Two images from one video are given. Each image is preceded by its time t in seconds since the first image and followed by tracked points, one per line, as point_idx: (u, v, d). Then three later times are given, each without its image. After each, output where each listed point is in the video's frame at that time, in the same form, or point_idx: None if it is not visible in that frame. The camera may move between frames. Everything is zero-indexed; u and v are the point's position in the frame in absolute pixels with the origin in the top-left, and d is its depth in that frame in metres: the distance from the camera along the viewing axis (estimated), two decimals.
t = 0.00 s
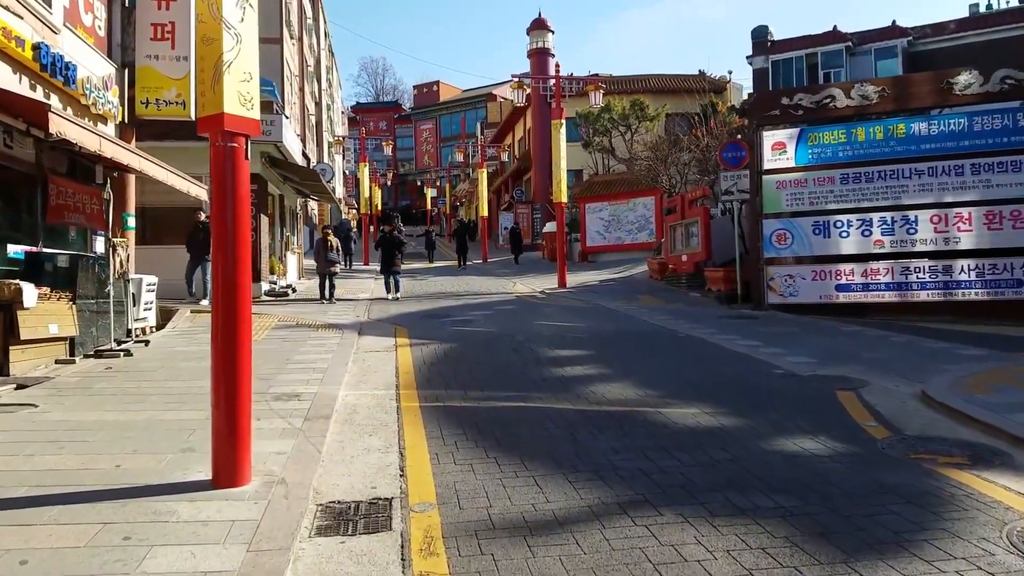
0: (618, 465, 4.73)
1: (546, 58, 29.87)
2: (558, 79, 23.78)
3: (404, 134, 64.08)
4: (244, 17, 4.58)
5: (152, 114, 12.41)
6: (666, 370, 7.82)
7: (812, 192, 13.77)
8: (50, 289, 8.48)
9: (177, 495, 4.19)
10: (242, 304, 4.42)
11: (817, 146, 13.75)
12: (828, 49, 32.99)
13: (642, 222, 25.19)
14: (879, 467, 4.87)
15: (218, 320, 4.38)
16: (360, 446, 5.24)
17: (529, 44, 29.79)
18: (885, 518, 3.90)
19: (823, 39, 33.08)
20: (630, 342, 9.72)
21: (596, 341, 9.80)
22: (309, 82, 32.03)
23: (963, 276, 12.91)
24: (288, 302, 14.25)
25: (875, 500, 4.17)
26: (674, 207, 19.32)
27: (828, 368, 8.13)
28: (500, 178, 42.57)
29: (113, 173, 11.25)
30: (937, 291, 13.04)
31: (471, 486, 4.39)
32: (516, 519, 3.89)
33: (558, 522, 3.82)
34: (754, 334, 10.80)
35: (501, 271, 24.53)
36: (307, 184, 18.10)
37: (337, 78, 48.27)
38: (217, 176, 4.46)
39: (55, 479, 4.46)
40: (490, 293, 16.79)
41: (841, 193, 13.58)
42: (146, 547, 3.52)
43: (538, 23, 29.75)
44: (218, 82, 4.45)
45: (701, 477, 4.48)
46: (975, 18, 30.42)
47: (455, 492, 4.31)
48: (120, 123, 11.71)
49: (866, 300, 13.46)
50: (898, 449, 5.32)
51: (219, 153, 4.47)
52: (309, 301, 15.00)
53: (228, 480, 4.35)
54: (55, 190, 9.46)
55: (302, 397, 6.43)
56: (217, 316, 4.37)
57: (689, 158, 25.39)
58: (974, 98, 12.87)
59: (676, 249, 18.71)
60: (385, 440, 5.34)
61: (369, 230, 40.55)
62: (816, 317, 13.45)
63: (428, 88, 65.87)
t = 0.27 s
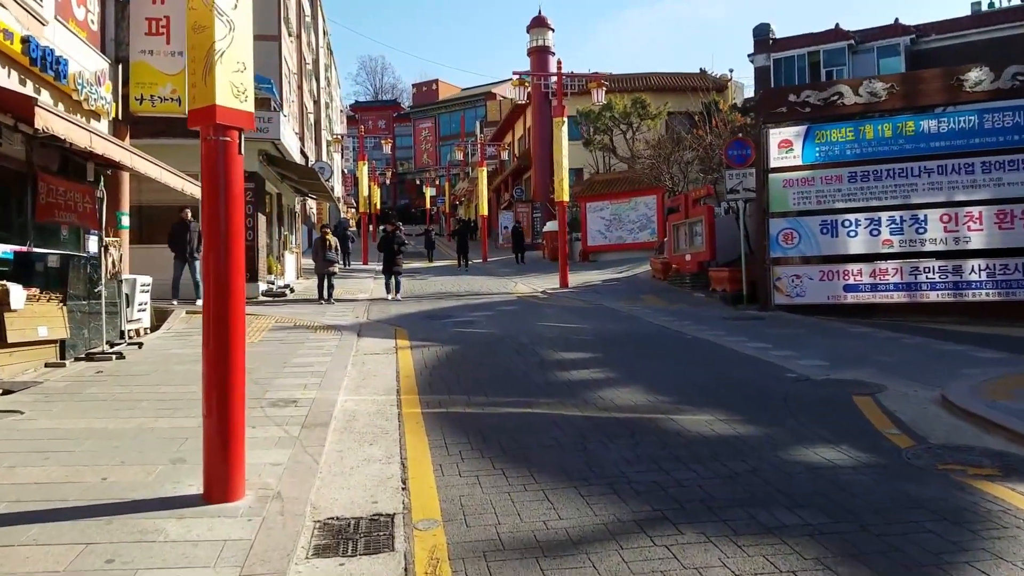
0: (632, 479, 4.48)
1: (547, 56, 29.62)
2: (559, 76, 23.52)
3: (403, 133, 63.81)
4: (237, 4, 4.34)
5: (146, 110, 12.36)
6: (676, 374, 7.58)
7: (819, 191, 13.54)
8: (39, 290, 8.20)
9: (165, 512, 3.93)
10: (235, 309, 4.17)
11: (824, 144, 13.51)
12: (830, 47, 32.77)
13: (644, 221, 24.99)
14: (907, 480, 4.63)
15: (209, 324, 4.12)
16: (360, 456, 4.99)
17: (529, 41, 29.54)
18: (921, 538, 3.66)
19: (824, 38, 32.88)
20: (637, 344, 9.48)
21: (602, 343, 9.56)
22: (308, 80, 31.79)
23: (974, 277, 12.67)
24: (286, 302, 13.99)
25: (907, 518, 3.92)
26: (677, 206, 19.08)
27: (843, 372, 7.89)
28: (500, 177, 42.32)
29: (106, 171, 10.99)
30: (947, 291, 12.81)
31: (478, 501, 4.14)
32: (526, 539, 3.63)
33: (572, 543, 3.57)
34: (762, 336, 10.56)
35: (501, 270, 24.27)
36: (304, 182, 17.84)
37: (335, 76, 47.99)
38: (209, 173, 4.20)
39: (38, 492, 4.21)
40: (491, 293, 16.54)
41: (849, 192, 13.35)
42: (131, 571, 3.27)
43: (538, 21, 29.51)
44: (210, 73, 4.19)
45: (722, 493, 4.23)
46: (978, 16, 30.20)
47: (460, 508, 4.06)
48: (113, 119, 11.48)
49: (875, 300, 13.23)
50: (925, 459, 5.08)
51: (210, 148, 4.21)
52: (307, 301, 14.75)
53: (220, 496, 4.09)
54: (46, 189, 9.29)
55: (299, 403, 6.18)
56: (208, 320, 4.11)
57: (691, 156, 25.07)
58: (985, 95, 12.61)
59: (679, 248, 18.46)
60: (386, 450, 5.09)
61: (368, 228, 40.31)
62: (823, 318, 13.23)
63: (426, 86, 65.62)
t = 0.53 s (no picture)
0: (642, 504, 4.24)
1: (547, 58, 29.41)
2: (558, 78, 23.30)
3: (402, 135, 63.62)
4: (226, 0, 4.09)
5: (139, 112, 12.17)
6: (682, 386, 7.34)
7: (824, 195, 13.32)
8: (23, 297, 7.89)
9: (146, 542, 3.69)
10: (220, 323, 3.93)
11: (830, 147, 13.29)
12: (832, 49, 32.60)
13: (644, 225, 24.75)
14: (932, 506, 4.38)
15: (194, 339, 3.88)
16: (353, 477, 4.75)
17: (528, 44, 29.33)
18: (953, 573, 3.42)
19: (826, 40, 32.71)
20: (641, 353, 9.23)
21: (605, 352, 9.31)
22: (306, 82, 31.58)
23: (983, 283, 12.44)
24: (281, 307, 13.73)
25: (936, 549, 3.68)
26: (679, 210, 18.84)
27: (854, 384, 7.65)
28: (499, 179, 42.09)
29: (97, 174, 10.74)
30: (955, 298, 12.58)
31: (478, 529, 3.89)
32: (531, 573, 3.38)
33: None
34: (769, 345, 10.32)
35: (500, 274, 24.03)
36: (301, 185, 17.59)
37: (334, 78, 47.80)
38: (194, 179, 3.95)
39: (12, 519, 3.96)
40: (490, 298, 16.31)
41: (855, 196, 13.13)
42: None
43: (538, 23, 29.29)
44: (195, 73, 3.95)
45: (738, 521, 3.99)
46: (980, 18, 30.02)
47: (460, 536, 3.81)
48: (106, 122, 11.34)
49: (881, 307, 13.00)
50: (948, 480, 4.83)
51: (195, 152, 3.96)
52: (303, 306, 14.50)
53: (204, 523, 3.85)
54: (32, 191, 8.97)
55: (291, 418, 5.93)
56: (192, 336, 3.87)
57: (693, 159, 24.62)
58: (994, 98, 12.38)
59: (681, 253, 18.22)
60: (381, 470, 4.85)
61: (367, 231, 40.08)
62: (829, 325, 13.00)
63: (425, 88, 65.44)
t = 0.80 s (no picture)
0: (634, 519, 4.02)
1: (537, 58, 29.21)
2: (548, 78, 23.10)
3: (391, 135, 63.29)
4: None
5: (118, 110, 11.95)
6: (674, 391, 7.13)
7: (817, 196, 13.16)
8: None
9: (103, 564, 3.44)
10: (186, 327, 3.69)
11: (823, 148, 13.13)
12: (823, 51, 32.55)
13: (635, 226, 24.58)
14: (938, 519, 4.16)
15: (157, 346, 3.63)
16: (329, 490, 4.52)
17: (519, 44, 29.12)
18: None
19: (817, 41, 32.66)
20: (632, 357, 9.02)
21: (594, 356, 9.09)
22: (294, 81, 31.27)
23: (976, 285, 12.30)
24: (264, 309, 13.45)
25: (944, 567, 3.48)
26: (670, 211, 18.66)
27: (850, 389, 7.45)
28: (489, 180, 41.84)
29: (73, 173, 10.43)
30: (948, 300, 12.42)
31: (461, 548, 3.66)
32: None
33: None
34: (761, 348, 10.12)
35: (489, 275, 23.80)
36: (287, 185, 17.29)
37: (323, 78, 47.45)
38: (158, 174, 3.70)
39: None
40: (479, 300, 16.08)
41: (848, 197, 12.98)
42: None
43: (528, 23, 29.04)
44: (161, 61, 3.70)
45: (736, 538, 3.77)
46: (971, 20, 30.01)
47: (441, 556, 3.58)
48: (83, 119, 11.05)
49: (873, 309, 12.84)
50: (952, 491, 4.63)
51: (160, 147, 3.71)
52: (287, 308, 14.21)
53: (166, 542, 3.59)
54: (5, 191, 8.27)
55: (267, 426, 5.68)
56: (156, 342, 3.62)
57: (684, 160, 24.41)
58: (989, 98, 12.24)
59: (672, 254, 18.04)
60: (359, 483, 4.62)
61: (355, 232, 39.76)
62: (821, 327, 12.84)
63: (415, 89, 65.13)
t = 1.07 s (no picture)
0: (592, 538, 3.78)
1: (495, 59, 28.97)
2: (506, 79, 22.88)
3: (347, 135, 62.47)
4: None
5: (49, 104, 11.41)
6: (632, 397, 6.94)
7: (773, 199, 13.15)
8: None
9: None
10: (101, 334, 3.32)
11: (779, 151, 13.12)
12: (778, 56, 32.95)
13: (593, 228, 24.48)
14: (905, 532, 4.00)
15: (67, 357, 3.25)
16: (265, 512, 4.20)
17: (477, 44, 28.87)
18: None
19: (772, 47, 33.05)
20: (589, 361, 8.83)
21: (552, 361, 8.87)
22: (246, 78, 30.51)
23: (929, 288, 12.40)
24: (210, 313, 12.95)
25: None
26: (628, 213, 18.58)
27: (809, 393, 7.35)
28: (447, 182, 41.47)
29: (3, 168, 9.84)
30: (902, 303, 12.51)
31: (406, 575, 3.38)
32: None
33: None
34: (720, 351, 10.01)
35: (446, 278, 23.47)
36: (236, 184, 16.75)
37: (277, 76, 46.52)
38: (72, 165, 3.32)
39: None
40: (435, 303, 15.75)
41: (804, 200, 13.00)
42: None
43: (487, 24, 28.82)
44: (75, 42, 3.31)
45: (700, 557, 3.56)
46: (920, 28, 30.63)
47: None
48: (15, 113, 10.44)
49: (829, 311, 12.88)
50: (917, 501, 4.50)
51: (75, 136, 3.33)
52: (234, 312, 13.72)
53: None
54: None
55: (202, 440, 5.33)
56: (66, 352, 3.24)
57: (642, 162, 24.43)
58: (942, 102, 12.37)
59: (630, 256, 17.95)
60: (298, 503, 4.31)
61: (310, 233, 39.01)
62: (777, 330, 12.82)
63: (373, 88, 64.38)
